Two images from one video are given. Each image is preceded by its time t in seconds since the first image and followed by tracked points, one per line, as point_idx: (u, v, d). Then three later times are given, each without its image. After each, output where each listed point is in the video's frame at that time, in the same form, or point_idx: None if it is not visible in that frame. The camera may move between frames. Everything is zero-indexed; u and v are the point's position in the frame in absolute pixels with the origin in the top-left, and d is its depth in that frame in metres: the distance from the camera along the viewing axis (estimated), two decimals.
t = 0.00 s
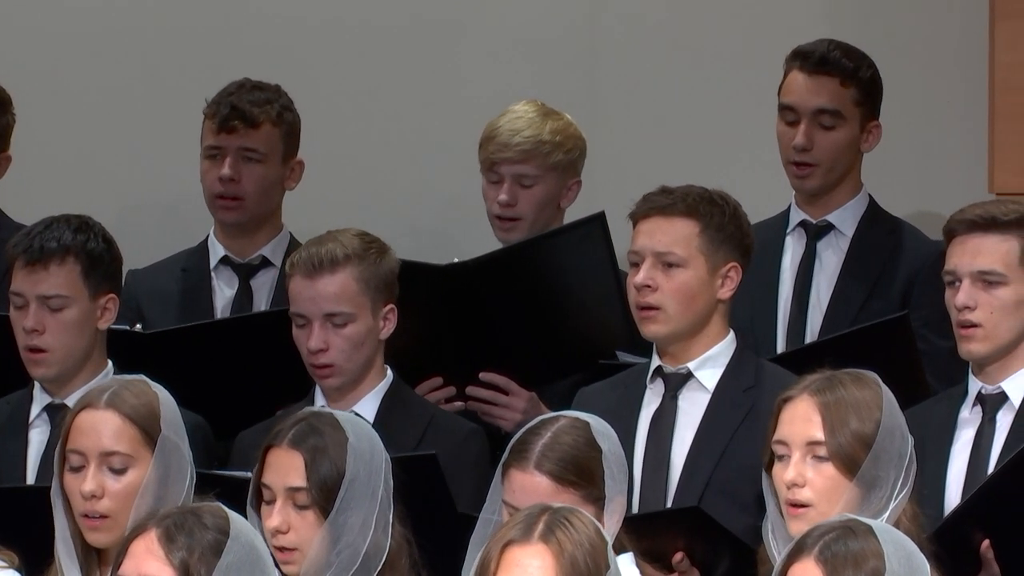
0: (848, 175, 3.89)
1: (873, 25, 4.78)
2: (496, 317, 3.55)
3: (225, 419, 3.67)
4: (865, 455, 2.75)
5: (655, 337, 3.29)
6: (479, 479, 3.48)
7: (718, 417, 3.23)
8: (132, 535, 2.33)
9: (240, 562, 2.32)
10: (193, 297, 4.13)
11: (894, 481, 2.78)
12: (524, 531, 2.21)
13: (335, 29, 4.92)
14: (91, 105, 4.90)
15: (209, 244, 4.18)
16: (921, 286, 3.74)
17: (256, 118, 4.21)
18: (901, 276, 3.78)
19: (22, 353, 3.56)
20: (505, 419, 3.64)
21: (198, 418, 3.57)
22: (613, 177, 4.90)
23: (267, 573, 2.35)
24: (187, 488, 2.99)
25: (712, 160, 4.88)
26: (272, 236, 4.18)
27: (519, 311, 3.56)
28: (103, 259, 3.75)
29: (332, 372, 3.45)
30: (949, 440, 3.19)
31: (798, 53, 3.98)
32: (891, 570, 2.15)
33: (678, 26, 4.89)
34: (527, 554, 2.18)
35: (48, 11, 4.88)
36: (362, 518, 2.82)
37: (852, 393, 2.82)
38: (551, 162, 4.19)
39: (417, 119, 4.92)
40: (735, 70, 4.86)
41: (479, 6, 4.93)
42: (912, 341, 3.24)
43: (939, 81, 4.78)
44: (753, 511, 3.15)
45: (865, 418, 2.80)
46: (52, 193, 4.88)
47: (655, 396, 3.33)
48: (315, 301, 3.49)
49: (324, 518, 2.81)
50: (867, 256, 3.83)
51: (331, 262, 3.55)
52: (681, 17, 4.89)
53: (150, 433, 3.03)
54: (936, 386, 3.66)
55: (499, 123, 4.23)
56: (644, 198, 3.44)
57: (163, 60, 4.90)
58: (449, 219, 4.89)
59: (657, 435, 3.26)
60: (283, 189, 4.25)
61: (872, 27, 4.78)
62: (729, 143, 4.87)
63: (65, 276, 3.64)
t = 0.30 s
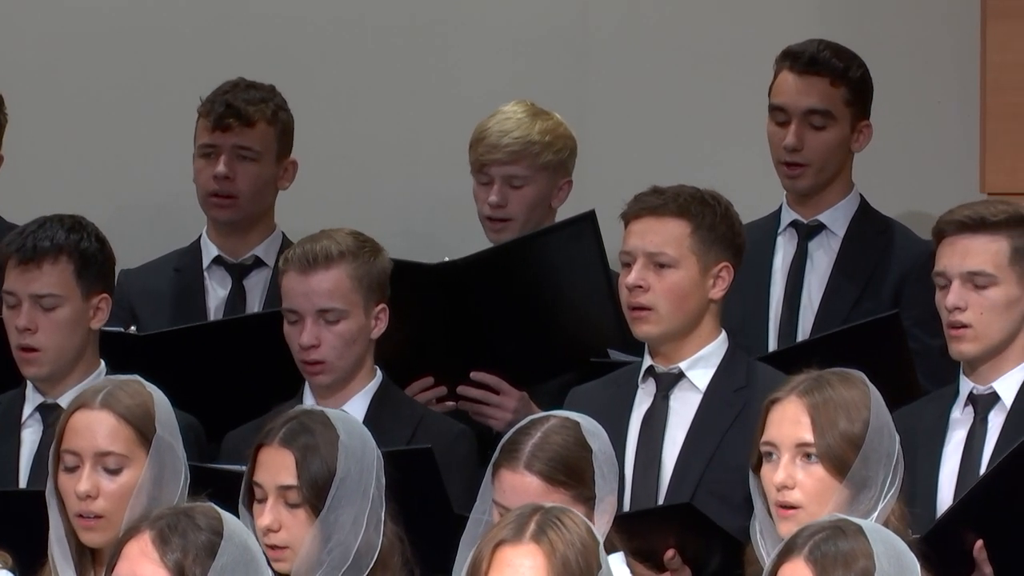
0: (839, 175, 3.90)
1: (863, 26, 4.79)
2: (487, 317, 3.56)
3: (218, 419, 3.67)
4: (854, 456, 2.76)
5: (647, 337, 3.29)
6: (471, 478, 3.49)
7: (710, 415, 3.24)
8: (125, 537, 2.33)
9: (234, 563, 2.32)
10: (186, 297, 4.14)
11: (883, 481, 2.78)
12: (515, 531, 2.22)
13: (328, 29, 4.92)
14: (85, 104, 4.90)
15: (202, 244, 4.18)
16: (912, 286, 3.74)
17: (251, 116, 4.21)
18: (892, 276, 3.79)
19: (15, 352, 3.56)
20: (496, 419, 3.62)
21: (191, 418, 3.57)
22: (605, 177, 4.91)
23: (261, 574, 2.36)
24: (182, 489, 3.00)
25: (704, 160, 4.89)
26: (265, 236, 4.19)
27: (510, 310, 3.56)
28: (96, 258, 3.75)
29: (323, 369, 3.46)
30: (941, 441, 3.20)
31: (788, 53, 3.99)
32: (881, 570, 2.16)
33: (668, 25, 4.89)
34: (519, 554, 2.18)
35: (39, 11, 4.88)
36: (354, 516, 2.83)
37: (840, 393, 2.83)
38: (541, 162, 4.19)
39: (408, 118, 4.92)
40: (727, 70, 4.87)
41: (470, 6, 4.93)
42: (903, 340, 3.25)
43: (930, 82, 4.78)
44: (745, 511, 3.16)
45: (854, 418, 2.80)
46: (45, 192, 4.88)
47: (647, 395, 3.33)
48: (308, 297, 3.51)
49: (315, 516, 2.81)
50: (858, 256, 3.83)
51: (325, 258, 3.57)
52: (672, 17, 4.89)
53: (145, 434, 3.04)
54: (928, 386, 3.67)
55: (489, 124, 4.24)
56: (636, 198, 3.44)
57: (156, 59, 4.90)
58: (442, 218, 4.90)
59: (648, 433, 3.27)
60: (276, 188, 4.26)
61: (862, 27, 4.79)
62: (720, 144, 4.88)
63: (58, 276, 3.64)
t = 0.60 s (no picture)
0: (830, 175, 3.91)
1: (853, 26, 4.79)
2: (477, 316, 3.57)
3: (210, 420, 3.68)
4: (842, 455, 2.77)
5: (637, 338, 3.30)
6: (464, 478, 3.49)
7: (700, 415, 3.25)
8: (119, 538, 2.34)
9: (229, 563, 2.33)
10: (179, 298, 4.13)
11: (870, 480, 2.80)
12: (507, 531, 2.22)
13: (319, 28, 4.93)
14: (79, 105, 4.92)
15: (195, 244, 4.18)
16: (903, 286, 3.75)
17: (245, 114, 4.21)
18: (883, 277, 3.80)
19: (7, 352, 3.56)
20: (485, 416, 3.64)
21: (183, 418, 3.58)
22: (597, 177, 4.91)
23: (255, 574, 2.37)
24: (176, 489, 3.01)
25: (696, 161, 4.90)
26: (258, 236, 4.19)
27: (499, 310, 3.57)
28: (88, 259, 3.75)
29: (307, 370, 3.46)
30: (934, 442, 3.21)
31: (779, 54, 4.00)
32: (870, 570, 2.16)
33: (659, 26, 4.90)
34: (511, 554, 2.18)
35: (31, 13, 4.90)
36: (345, 517, 2.83)
37: (827, 393, 2.83)
38: (531, 162, 4.20)
39: (400, 118, 4.93)
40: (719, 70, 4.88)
41: (462, 5, 4.93)
42: (894, 341, 3.26)
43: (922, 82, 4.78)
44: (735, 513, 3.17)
45: (841, 418, 2.81)
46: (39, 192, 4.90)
47: (637, 396, 3.34)
48: (293, 296, 3.52)
49: (306, 517, 2.82)
50: (849, 256, 3.84)
51: (311, 257, 3.57)
52: (663, 17, 4.90)
53: (139, 434, 3.04)
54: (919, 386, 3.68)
55: (479, 125, 4.24)
56: (626, 199, 3.45)
57: (150, 60, 4.91)
58: (434, 218, 4.90)
59: (638, 432, 3.28)
60: (270, 187, 4.26)
61: (852, 27, 4.79)
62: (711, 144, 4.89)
63: (50, 275, 3.64)
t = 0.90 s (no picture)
0: (822, 175, 3.92)
1: (844, 26, 4.80)
2: (468, 316, 3.58)
3: (202, 420, 3.68)
4: (829, 455, 2.77)
5: (626, 338, 3.31)
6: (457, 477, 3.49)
7: (689, 415, 3.26)
8: (113, 538, 2.35)
9: (222, 564, 2.34)
10: (173, 297, 4.13)
11: (858, 480, 2.81)
12: (498, 532, 2.23)
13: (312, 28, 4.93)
14: (72, 104, 4.92)
15: (188, 244, 4.18)
16: (895, 287, 3.76)
17: (236, 112, 4.22)
18: (875, 277, 3.81)
19: None
20: (477, 416, 3.64)
21: (176, 418, 3.59)
22: (590, 177, 4.92)
23: None
24: (170, 490, 2.99)
25: (688, 161, 4.90)
26: (252, 235, 4.19)
27: (490, 310, 3.57)
28: (80, 258, 3.75)
29: (301, 369, 3.46)
30: (928, 442, 3.21)
31: (771, 54, 4.00)
32: (859, 570, 2.17)
33: (651, 25, 4.91)
34: (502, 555, 2.19)
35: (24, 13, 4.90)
36: (339, 517, 2.83)
37: (814, 392, 2.84)
38: (522, 162, 4.20)
39: (392, 118, 4.93)
40: (713, 70, 4.88)
41: (455, 4, 4.93)
42: (885, 342, 3.26)
43: (913, 83, 4.79)
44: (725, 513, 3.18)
45: (828, 418, 2.81)
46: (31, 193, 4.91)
47: (627, 396, 3.35)
48: (286, 296, 3.52)
49: (300, 516, 2.83)
50: (841, 257, 3.85)
51: (304, 257, 3.57)
52: (655, 17, 4.90)
53: (133, 433, 3.05)
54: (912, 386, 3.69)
55: (470, 125, 4.25)
56: (615, 199, 3.45)
57: (142, 60, 4.92)
58: (427, 219, 4.91)
59: (628, 433, 3.29)
60: (263, 185, 4.26)
61: (843, 28, 4.80)
62: (704, 145, 4.90)
63: (42, 274, 3.65)
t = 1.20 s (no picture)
0: (814, 176, 3.92)
1: (836, 27, 4.80)
2: (459, 316, 3.57)
3: (195, 420, 3.67)
4: (820, 455, 2.78)
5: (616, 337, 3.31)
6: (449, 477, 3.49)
7: (681, 415, 3.26)
8: (105, 537, 2.36)
9: (215, 564, 2.35)
10: (166, 297, 4.13)
11: (847, 480, 2.82)
12: (484, 533, 2.23)
13: (303, 29, 4.93)
14: (64, 104, 4.92)
15: (182, 243, 4.18)
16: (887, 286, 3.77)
17: (229, 111, 4.22)
18: (867, 277, 3.82)
19: None
20: (467, 415, 3.64)
21: (168, 418, 3.58)
22: (581, 177, 4.91)
23: None
24: (162, 491, 3.01)
25: (680, 162, 4.90)
26: (244, 235, 4.18)
27: (481, 310, 3.57)
28: (70, 258, 3.75)
29: (299, 369, 3.47)
30: (918, 443, 3.22)
31: (763, 55, 4.01)
32: (851, 570, 2.17)
33: (643, 26, 4.91)
34: (488, 556, 2.19)
35: (15, 14, 4.90)
36: (334, 518, 2.83)
37: (805, 392, 2.85)
38: (512, 162, 4.20)
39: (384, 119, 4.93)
40: (705, 70, 4.88)
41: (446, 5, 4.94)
42: (877, 342, 3.27)
43: (905, 83, 4.80)
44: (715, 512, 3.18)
45: (819, 418, 2.82)
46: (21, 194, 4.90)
47: (616, 397, 3.36)
48: (283, 294, 3.54)
49: (295, 515, 2.82)
50: (833, 257, 3.86)
51: (302, 256, 3.59)
52: (647, 18, 4.91)
53: (126, 434, 3.04)
54: (904, 386, 3.70)
55: (461, 124, 4.25)
56: (604, 199, 3.46)
57: (133, 60, 4.92)
58: (419, 219, 4.91)
59: (619, 431, 3.29)
60: (257, 184, 4.26)
61: (835, 28, 4.80)
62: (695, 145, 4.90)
63: (32, 274, 3.65)
